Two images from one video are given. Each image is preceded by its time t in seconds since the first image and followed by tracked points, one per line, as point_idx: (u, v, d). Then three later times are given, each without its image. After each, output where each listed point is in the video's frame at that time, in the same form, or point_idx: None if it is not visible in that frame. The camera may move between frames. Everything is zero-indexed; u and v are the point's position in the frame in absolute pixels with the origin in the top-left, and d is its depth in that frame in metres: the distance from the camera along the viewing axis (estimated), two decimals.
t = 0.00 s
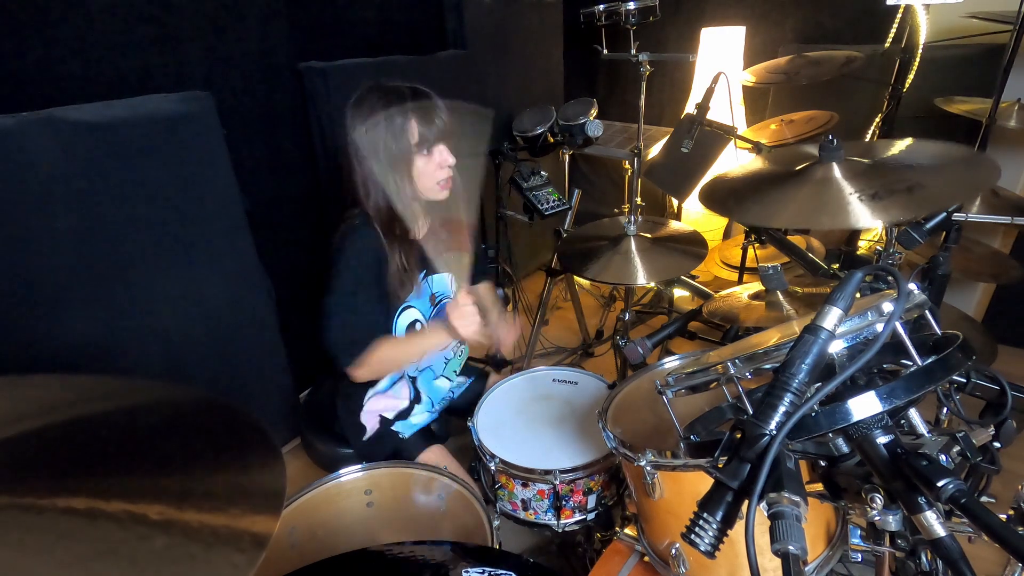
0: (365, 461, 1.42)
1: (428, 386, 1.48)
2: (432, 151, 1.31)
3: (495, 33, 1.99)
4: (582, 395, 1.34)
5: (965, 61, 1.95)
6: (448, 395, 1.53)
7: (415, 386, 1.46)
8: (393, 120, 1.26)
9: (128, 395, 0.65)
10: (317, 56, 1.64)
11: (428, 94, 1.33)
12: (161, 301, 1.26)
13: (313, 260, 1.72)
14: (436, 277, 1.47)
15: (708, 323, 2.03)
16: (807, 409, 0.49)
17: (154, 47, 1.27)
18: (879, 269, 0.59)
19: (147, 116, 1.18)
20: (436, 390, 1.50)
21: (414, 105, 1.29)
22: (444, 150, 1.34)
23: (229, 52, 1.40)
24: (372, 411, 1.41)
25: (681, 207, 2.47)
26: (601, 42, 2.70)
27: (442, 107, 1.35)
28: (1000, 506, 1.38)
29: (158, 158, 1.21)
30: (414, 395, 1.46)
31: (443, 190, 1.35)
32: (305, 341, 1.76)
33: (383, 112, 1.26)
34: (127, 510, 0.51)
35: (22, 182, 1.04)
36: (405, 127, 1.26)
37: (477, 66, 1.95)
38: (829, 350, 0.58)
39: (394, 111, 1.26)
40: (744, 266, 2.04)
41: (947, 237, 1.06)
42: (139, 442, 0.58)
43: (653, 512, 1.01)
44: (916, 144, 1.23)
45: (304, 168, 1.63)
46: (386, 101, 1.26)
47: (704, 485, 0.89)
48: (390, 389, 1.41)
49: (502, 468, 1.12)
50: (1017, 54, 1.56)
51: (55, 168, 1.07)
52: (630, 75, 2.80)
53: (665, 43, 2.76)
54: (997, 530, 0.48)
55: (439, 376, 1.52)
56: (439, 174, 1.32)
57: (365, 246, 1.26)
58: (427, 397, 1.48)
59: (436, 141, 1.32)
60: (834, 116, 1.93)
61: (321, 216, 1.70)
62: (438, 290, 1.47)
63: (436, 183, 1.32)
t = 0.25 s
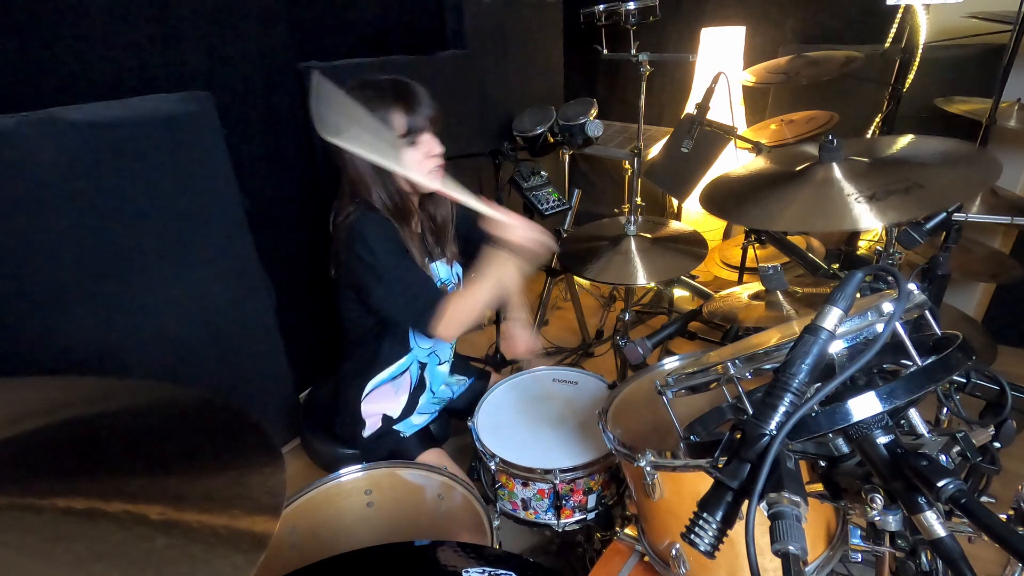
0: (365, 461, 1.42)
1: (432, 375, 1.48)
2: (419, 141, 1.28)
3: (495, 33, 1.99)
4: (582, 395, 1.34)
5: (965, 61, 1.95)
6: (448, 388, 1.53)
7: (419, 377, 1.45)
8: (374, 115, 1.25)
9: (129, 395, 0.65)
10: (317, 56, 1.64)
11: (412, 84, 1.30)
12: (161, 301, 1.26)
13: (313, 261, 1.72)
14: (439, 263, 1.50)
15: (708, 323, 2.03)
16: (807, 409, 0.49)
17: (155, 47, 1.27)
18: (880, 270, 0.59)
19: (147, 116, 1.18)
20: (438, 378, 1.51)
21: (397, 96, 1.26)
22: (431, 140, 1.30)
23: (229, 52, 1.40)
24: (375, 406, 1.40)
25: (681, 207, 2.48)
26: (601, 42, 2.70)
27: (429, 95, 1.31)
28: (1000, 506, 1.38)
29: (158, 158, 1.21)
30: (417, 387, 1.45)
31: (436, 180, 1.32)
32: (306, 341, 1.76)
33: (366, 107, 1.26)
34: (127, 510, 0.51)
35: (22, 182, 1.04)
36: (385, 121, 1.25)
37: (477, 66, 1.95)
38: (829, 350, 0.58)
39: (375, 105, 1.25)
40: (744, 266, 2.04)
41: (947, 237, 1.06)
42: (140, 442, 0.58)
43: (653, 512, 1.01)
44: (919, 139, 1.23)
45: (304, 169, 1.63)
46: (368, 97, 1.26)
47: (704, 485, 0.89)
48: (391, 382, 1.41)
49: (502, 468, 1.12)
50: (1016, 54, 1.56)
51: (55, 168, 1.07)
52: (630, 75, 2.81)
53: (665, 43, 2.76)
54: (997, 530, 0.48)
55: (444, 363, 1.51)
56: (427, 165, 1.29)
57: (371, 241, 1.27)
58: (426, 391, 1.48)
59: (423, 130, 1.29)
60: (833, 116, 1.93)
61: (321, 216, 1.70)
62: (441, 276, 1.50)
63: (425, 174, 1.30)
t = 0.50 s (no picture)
0: (364, 461, 1.42)
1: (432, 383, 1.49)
2: (430, 146, 1.27)
3: (495, 33, 1.99)
4: (582, 395, 1.34)
5: (965, 61, 1.95)
6: (448, 393, 1.54)
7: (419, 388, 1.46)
8: (387, 118, 1.23)
9: (128, 395, 0.65)
10: (317, 56, 1.64)
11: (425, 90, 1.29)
12: (161, 300, 1.26)
13: (313, 260, 1.72)
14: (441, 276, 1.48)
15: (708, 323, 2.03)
16: (807, 409, 0.49)
17: (155, 47, 1.27)
18: (879, 269, 0.59)
19: (147, 116, 1.18)
20: (438, 387, 1.51)
21: (409, 100, 1.25)
22: (442, 146, 1.29)
23: (229, 52, 1.40)
24: (375, 416, 1.41)
25: (681, 207, 2.48)
26: (601, 42, 2.70)
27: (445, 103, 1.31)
28: (1000, 506, 1.38)
29: (158, 158, 1.21)
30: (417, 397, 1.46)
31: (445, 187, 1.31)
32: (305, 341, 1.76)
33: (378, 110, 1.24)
34: (127, 510, 0.51)
35: (22, 182, 1.04)
36: (397, 125, 1.23)
37: (477, 65, 1.95)
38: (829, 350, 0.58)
39: (388, 109, 1.23)
40: (744, 266, 2.04)
41: (947, 237, 1.06)
42: (139, 442, 0.58)
43: (653, 512, 1.01)
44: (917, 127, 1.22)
45: (304, 169, 1.63)
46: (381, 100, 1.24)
47: (705, 485, 0.89)
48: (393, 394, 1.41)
49: (501, 468, 1.12)
50: (1017, 54, 1.56)
51: (55, 168, 1.07)
52: (630, 75, 2.80)
53: (665, 43, 2.76)
54: (997, 530, 0.48)
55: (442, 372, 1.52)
56: (438, 171, 1.28)
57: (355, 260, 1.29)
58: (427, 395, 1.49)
59: (435, 136, 1.27)
60: (834, 116, 1.93)
61: (321, 216, 1.70)
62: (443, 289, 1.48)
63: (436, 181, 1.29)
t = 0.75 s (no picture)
0: (364, 461, 1.42)
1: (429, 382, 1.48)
2: (388, 147, 1.30)
3: (495, 33, 1.99)
4: (582, 395, 1.34)
5: (965, 61, 1.95)
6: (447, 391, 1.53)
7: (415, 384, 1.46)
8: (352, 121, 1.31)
9: (128, 394, 0.65)
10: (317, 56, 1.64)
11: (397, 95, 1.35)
12: (161, 300, 1.26)
13: (313, 260, 1.72)
14: (437, 271, 1.47)
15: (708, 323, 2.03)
16: (807, 409, 0.49)
17: (155, 47, 1.27)
18: (879, 270, 0.59)
19: (147, 116, 1.18)
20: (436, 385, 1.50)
21: (374, 103, 1.31)
22: (402, 147, 1.31)
23: (229, 52, 1.40)
24: (370, 412, 1.42)
25: (681, 207, 2.48)
26: (601, 42, 2.70)
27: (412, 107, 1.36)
28: (1000, 506, 1.38)
29: (158, 158, 1.21)
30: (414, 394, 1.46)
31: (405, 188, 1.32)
32: (305, 341, 1.76)
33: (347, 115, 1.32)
34: (127, 510, 0.51)
35: (22, 182, 1.04)
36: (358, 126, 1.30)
37: (477, 65, 1.95)
38: (829, 350, 0.58)
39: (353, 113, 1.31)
40: (744, 266, 2.04)
41: (947, 237, 1.06)
42: (139, 442, 0.58)
43: (653, 512, 1.01)
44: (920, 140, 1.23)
45: (304, 169, 1.63)
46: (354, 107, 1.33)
47: (705, 485, 0.89)
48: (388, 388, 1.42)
49: (502, 468, 1.12)
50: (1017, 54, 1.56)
51: (55, 168, 1.07)
52: (630, 75, 2.80)
53: (665, 43, 2.76)
54: (997, 530, 0.48)
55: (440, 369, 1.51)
56: (394, 171, 1.30)
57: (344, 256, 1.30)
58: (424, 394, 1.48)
59: (391, 138, 1.30)
60: (834, 116, 1.93)
61: (321, 216, 1.70)
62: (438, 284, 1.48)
63: (395, 181, 1.30)
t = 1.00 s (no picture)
0: (364, 461, 1.42)
1: (424, 380, 1.48)
2: (400, 145, 1.29)
3: (496, 33, 1.99)
4: (582, 395, 1.34)
5: (965, 62, 1.95)
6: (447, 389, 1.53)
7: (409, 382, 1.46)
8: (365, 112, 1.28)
9: (128, 394, 0.65)
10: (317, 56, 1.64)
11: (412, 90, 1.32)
12: (161, 300, 1.26)
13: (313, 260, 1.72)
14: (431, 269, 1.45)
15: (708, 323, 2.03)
16: (807, 409, 0.49)
17: (155, 47, 1.27)
18: (879, 270, 0.59)
19: (147, 116, 1.18)
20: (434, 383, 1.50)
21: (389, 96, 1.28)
22: (415, 146, 1.30)
23: (229, 52, 1.40)
24: (368, 414, 1.43)
25: (681, 207, 2.48)
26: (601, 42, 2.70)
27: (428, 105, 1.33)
28: (1000, 506, 1.38)
29: (158, 158, 1.21)
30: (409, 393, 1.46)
31: (416, 188, 1.32)
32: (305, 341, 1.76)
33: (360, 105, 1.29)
34: (127, 510, 0.51)
35: (22, 182, 1.04)
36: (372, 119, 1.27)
37: (477, 65, 1.95)
38: (829, 350, 0.58)
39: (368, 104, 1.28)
40: (744, 266, 2.04)
41: (947, 237, 1.06)
42: (138, 442, 0.58)
43: (653, 512, 1.01)
44: (921, 134, 1.23)
45: (304, 169, 1.63)
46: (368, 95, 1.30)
47: (705, 485, 0.89)
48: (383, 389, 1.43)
49: (501, 468, 1.12)
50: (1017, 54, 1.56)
51: (55, 168, 1.07)
52: (630, 75, 2.80)
53: (665, 43, 2.76)
54: (997, 530, 0.48)
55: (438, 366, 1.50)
56: (405, 172, 1.29)
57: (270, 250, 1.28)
58: (421, 392, 1.48)
59: (404, 136, 1.28)
60: (834, 116, 1.93)
61: (321, 216, 1.70)
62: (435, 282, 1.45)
63: (405, 181, 1.30)
